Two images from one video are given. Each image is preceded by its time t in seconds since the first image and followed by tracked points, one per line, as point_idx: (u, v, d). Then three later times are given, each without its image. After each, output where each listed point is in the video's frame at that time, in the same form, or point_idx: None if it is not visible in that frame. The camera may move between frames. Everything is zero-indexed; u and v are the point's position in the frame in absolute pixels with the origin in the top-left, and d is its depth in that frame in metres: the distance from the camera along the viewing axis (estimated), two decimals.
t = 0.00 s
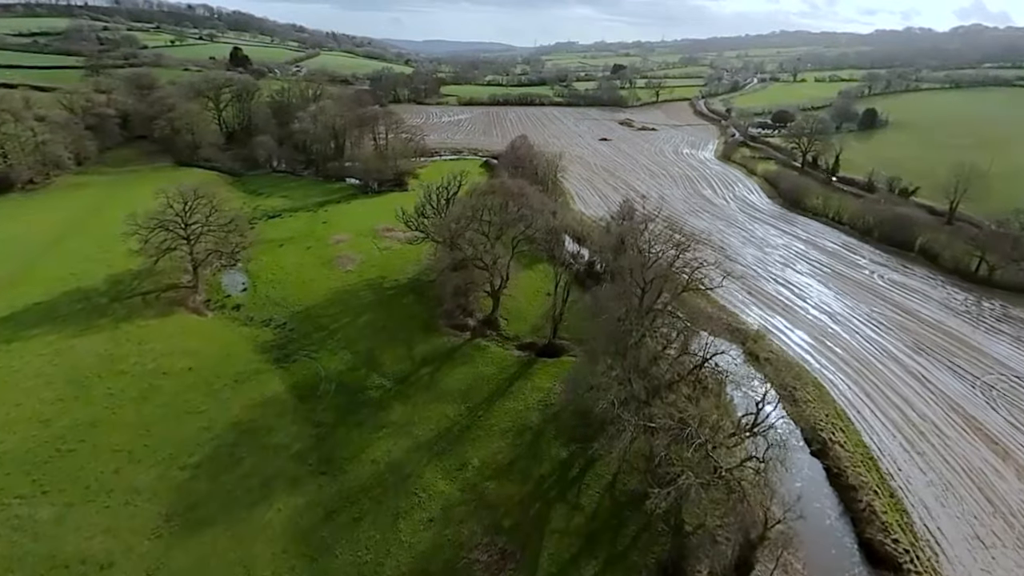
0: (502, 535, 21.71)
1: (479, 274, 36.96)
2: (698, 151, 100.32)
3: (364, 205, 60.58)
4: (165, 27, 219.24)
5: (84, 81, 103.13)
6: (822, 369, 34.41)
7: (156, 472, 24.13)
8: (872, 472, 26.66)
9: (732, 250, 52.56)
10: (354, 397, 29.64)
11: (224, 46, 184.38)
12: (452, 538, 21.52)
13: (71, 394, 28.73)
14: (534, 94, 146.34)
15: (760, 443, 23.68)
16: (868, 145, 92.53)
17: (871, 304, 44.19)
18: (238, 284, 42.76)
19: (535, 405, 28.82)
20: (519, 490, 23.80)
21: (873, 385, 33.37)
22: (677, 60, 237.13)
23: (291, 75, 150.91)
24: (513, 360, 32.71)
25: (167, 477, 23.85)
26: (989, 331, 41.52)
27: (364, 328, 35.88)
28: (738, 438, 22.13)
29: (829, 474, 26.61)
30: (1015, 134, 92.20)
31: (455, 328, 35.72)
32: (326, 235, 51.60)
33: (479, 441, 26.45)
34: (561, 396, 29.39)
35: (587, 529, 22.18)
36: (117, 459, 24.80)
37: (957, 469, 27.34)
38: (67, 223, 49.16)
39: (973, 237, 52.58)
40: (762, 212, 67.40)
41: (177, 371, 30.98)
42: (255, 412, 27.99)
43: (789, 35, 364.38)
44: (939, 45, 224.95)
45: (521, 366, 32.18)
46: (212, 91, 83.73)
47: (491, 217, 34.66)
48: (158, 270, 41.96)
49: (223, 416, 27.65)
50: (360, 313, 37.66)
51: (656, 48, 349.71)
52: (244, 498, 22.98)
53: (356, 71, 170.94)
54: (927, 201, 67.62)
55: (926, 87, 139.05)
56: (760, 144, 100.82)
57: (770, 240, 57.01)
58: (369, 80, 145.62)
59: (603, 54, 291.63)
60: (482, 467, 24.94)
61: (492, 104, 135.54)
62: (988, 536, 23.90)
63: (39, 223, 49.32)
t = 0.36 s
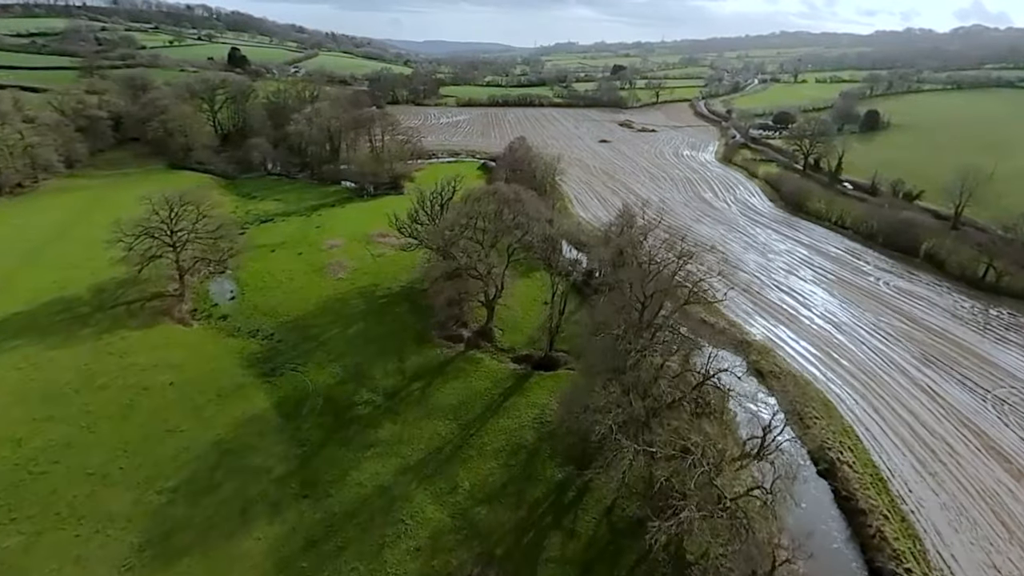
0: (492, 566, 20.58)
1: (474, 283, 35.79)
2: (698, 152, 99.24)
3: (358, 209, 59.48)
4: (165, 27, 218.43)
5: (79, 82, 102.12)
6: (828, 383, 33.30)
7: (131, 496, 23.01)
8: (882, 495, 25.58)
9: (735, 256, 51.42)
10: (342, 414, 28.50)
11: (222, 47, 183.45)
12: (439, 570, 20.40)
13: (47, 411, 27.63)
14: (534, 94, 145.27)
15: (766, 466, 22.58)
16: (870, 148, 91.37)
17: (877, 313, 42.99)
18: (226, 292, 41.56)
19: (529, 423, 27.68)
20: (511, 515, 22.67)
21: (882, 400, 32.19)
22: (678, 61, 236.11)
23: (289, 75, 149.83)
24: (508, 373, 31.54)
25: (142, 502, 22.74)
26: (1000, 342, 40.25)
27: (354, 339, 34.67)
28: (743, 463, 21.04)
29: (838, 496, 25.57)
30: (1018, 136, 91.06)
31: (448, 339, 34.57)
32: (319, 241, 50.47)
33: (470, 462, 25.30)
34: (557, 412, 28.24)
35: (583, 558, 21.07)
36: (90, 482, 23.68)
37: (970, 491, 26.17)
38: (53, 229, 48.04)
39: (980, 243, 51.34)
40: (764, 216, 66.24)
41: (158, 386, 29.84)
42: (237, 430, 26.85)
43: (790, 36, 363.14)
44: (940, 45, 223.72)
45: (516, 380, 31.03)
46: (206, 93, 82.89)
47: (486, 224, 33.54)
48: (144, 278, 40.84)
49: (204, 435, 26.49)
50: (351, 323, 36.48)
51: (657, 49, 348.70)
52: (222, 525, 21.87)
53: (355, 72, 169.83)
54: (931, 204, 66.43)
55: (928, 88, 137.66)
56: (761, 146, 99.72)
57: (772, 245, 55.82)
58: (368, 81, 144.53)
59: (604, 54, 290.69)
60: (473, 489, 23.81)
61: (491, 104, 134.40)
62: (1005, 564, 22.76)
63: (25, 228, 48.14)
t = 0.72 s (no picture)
0: None
1: (468, 293, 34.60)
2: (699, 154, 98.19)
3: (353, 214, 58.39)
4: (164, 28, 217.81)
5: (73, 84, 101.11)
6: (836, 397, 32.17)
7: (106, 522, 21.96)
8: (893, 518, 24.50)
9: (737, 262, 50.31)
10: (330, 431, 27.41)
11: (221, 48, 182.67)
12: None
13: (23, 429, 26.57)
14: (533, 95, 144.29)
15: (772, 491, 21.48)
16: (873, 150, 90.27)
17: (884, 322, 41.83)
18: (215, 301, 40.45)
19: (525, 441, 26.57)
20: (504, 542, 21.58)
21: (890, 414, 31.07)
22: (678, 62, 235.26)
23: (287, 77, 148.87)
24: (503, 388, 30.33)
25: (117, 529, 21.68)
26: (1011, 352, 39.05)
27: (345, 352, 33.56)
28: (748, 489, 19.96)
29: (847, 519, 24.49)
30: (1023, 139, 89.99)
31: (442, 351, 33.42)
32: (312, 247, 49.34)
33: (463, 483, 24.21)
34: (554, 430, 27.12)
35: None
36: (63, 507, 22.61)
37: (986, 513, 25.02)
38: (40, 234, 47.00)
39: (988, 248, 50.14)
40: (766, 220, 65.10)
41: (139, 402, 28.76)
42: (220, 450, 25.78)
43: (789, 37, 362.48)
44: (940, 46, 222.95)
45: (511, 394, 29.90)
46: (201, 95, 81.87)
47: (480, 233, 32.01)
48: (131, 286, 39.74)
49: (185, 455, 25.37)
50: (341, 334, 35.37)
51: (656, 50, 347.94)
52: (199, 554, 20.81)
53: (354, 73, 168.78)
54: (937, 208, 65.31)
55: (930, 89, 136.61)
56: (762, 148, 98.66)
57: (775, 251, 54.70)
58: (367, 82, 143.66)
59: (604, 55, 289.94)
60: (464, 515, 22.69)
61: (490, 106, 133.38)
62: None
63: (10, 234, 47.09)
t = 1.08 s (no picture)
0: None
1: (461, 304, 33.39)
2: (700, 155, 97.00)
3: (346, 217, 57.28)
4: (163, 27, 216.89)
5: (67, 84, 99.92)
6: (843, 412, 31.01)
7: (76, 552, 20.90)
8: (906, 544, 23.40)
9: (740, 267, 49.11)
10: (316, 450, 26.28)
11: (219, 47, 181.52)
12: None
13: None
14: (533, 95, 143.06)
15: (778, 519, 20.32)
16: (876, 151, 89.09)
17: (891, 331, 40.62)
18: (202, 310, 39.28)
19: (519, 462, 25.40)
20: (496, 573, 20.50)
21: (899, 430, 29.91)
22: (678, 61, 234.23)
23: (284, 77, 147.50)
24: (498, 403, 29.14)
25: (88, 560, 20.61)
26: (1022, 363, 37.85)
27: (334, 364, 32.42)
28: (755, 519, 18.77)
29: (858, 545, 23.36)
30: None
31: (435, 364, 32.23)
32: (304, 252, 48.18)
33: (453, 507, 23.09)
34: (550, 449, 25.98)
35: None
36: (31, 535, 21.51)
37: (1003, 538, 23.88)
38: (23, 240, 45.87)
39: (997, 254, 48.90)
40: (769, 223, 63.88)
41: (118, 419, 27.62)
42: (200, 471, 24.67)
43: (790, 36, 361.27)
44: (941, 45, 221.84)
45: (506, 410, 28.71)
46: (195, 96, 80.70)
47: (473, 241, 31.10)
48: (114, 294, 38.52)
49: (163, 478, 24.25)
50: (331, 345, 34.26)
51: (656, 49, 346.68)
52: None
53: (352, 73, 167.53)
54: (943, 211, 64.17)
55: (932, 88, 135.38)
56: (764, 149, 97.53)
57: (778, 255, 53.49)
58: (365, 82, 142.48)
59: (604, 55, 288.82)
60: (454, 544, 21.61)
61: (489, 106, 132.12)
62: None
63: None
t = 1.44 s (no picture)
0: None
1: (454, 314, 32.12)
2: (701, 156, 95.78)
3: (340, 221, 56.12)
4: (161, 26, 215.47)
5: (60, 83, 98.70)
6: (851, 427, 29.85)
7: None
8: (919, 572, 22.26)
9: (742, 272, 47.86)
10: (300, 469, 25.17)
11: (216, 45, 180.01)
12: None
13: None
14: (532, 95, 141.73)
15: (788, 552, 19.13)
16: (880, 152, 87.91)
17: (899, 339, 39.41)
18: (188, 318, 38.08)
19: (513, 483, 24.24)
20: None
21: (909, 447, 28.72)
22: (678, 60, 232.71)
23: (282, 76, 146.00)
24: (492, 419, 27.93)
25: None
26: None
27: (323, 377, 31.29)
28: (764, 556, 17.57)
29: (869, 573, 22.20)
30: None
31: (428, 377, 30.96)
32: (295, 257, 46.99)
33: (442, 533, 21.96)
34: (545, 468, 24.80)
35: None
36: None
37: (1021, 564, 22.76)
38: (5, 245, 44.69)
39: (1006, 260, 47.70)
40: (772, 226, 62.67)
41: (95, 437, 26.51)
42: (177, 494, 23.59)
43: (790, 35, 360.01)
44: (942, 45, 220.58)
45: (500, 426, 27.52)
46: (189, 96, 79.44)
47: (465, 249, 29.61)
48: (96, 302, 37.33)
49: (138, 502, 23.16)
50: (320, 356, 33.14)
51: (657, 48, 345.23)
52: None
53: (351, 72, 166.13)
54: (949, 214, 63.02)
55: (935, 88, 134.04)
56: (765, 149, 96.30)
57: (781, 260, 52.23)
58: (363, 81, 141.12)
59: (604, 54, 287.44)
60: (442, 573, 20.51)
61: (488, 106, 130.75)
62: None
63: None
